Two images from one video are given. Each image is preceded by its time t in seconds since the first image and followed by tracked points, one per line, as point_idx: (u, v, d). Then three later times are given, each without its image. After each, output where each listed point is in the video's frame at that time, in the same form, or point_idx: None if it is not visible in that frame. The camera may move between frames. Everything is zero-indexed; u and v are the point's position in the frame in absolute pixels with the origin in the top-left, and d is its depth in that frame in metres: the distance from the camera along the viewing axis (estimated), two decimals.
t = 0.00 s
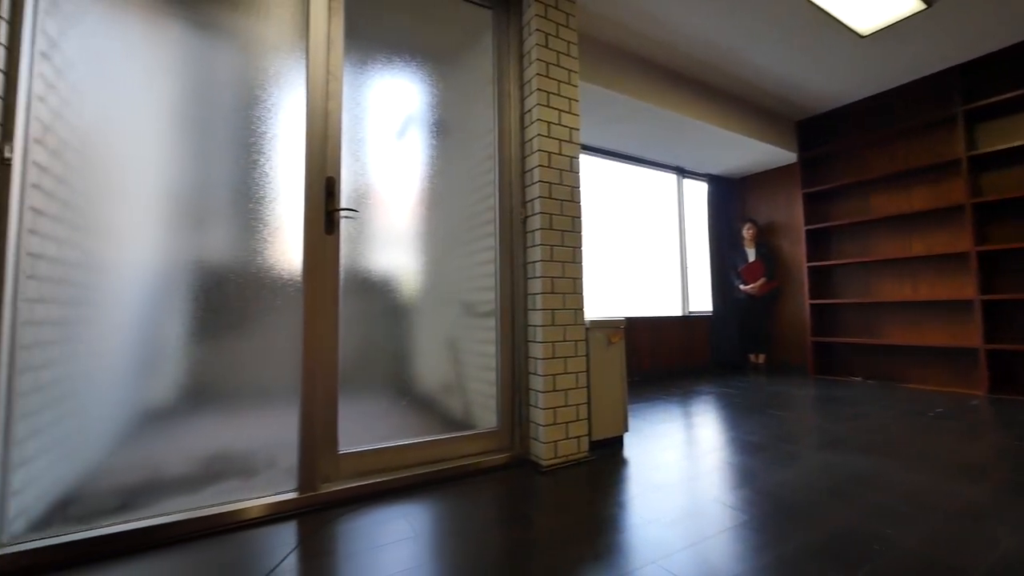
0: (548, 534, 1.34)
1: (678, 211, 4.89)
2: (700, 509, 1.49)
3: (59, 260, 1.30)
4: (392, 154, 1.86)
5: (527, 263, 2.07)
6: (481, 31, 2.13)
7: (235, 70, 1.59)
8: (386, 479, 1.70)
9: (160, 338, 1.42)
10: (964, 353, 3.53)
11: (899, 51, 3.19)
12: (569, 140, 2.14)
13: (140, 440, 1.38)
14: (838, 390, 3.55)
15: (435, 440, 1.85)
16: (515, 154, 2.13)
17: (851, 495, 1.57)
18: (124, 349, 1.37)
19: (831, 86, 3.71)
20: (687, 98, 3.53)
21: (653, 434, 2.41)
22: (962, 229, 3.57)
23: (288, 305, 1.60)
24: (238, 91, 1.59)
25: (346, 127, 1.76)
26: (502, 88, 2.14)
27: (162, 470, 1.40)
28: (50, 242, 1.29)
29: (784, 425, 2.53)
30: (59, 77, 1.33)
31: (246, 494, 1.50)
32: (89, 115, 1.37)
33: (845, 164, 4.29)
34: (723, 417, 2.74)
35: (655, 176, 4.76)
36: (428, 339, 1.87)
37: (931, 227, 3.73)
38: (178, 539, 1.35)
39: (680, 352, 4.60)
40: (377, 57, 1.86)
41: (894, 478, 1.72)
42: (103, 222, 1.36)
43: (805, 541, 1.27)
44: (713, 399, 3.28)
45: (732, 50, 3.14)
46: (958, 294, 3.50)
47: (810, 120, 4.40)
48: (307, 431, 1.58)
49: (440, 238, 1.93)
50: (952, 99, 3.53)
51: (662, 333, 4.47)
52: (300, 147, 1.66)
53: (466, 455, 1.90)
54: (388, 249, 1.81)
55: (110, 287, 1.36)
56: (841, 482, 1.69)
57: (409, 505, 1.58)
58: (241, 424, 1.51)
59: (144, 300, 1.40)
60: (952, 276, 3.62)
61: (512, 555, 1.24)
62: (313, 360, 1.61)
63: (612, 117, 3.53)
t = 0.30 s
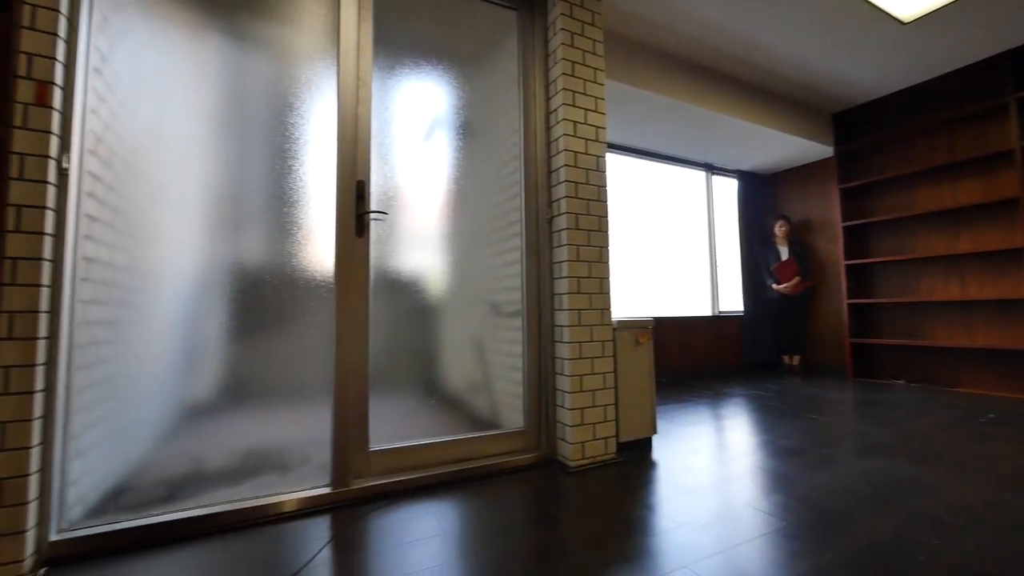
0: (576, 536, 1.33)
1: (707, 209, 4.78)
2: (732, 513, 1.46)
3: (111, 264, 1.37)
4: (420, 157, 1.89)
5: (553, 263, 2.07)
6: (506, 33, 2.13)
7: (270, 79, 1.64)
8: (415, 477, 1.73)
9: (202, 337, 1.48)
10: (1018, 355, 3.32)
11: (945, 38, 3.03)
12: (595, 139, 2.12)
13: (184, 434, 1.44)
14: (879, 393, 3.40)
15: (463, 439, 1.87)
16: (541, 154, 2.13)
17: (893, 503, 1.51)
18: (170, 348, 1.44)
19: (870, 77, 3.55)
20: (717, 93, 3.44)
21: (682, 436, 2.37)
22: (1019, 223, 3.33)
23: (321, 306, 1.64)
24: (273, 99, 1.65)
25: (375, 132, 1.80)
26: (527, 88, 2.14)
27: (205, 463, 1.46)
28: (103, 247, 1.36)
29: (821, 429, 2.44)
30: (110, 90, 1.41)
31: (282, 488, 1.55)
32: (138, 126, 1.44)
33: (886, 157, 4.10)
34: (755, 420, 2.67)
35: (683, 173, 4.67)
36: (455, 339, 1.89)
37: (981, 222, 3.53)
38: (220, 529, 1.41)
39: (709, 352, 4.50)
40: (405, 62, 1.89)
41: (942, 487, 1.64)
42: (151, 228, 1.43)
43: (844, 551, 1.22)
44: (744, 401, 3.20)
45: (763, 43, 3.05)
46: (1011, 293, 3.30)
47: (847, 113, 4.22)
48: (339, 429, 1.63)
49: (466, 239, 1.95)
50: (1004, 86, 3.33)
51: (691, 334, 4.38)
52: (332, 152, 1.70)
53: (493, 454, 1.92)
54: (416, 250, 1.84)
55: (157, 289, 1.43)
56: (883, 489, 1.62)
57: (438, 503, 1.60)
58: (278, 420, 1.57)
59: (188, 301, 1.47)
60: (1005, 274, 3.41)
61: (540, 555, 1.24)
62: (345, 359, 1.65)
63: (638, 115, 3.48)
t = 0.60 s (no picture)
0: (606, 537, 1.32)
1: (741, 205, 4.64)
2: (769, 518, 1.42)
3: (160, 266, 1.45)
4: (448, 158, 1.91)
5: (582, 262, 2.05)
6: (532, 33, 2.13)
7: (304, 86, 1.70)
8: (446, 474, 1.75)
9: (242, 336, 1.54)
10: None
11: (1001, 19, 2.84)
12: (624, 136, 2.09)
13: (226, 429, 1.50)
14: (928, 397, 3.21)
15: (493, 438, 1.88)
16: (569, 153, 2.11)
17: (947, 514, 1.42)
18: (213, 346, 1.50)
19: (918, 63, 3.36)
20: (751, 85, 3.34)
21: (715, 439, 2.31)
22: None
23: (354, 306, 1.68)
24: (307, 105, 1.70)
25: (405, 134, 1.83)
26: (555, 87, 2.13)
27: (245, 457, 1.52)
28: (152, 250, 1.44)
29: (865, 434, 2.33)
30: (158, 101, 1.48)
31: (318, 482, 1.60)
32: (183, 135, 1.51)
33: (935, 148, 3.88)
34: (793, 424, 2.57)
35: (715, 169, 4.55)
36: (484, 338, 1.90)
37: None
38: (260, 521, 1.47)
39: (744, 353, 4.36)
40: (434, 65, 1.92)
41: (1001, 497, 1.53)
42: (195, 232, 1.50)
43: (893, 562, 1.16)
44: (782, 404, 3.09)
45: (800, 32, 2.93)
46: None
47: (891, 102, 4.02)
48: (372, 426, 1.67)
49: (495, 239, 1.96)
50: None
51: (724, 334, 4.26)
52: (363, 155, 1.74)
53: (522, 453, 1.92)
54: (445, 250, 1.86)
55: (200, 290, 1.50)
56: (935, 498, 1.54)
57: (468, 501, 1.62)
58: (314, 417, 1.61)
59: (229, 302, 1.53)
60: None
61: (571, 555, 1.23)
62: (378, 359, 1.69)
63: (668, 110, 3.41)
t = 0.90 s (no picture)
0: (636, 541, 1.30)
1: (777, 201, 4.47)
2: (809, 527, 1.36)
3: (203, 269, 1.52)
4: (475, 159, 1.92)
5: (610, 261, 2.03)
6: (559, 31, 2.12)
7: (336, 92, 1.74)
8: (475, 473, 1.76)
9: (279, 336, 1.60)
10: None
11: None
12: (653, 133, 2.05)
13: (264, 425, 1.56)
14: (985, 402, 3.01)
15: (521, 438, 1.88)
16: (597, 151, 2.09)
17: (1006, 528, 1.33)
18: (252, 345, 1.57)
19: (971, 46, 3.15)
20: (787, 76, 3.21)
21: (751, 443, 2.24)
22: None
23: (384, 306, 1.72)
24: (339, 111, 1.74)
25: (432, 136, 1.85)
26: (582, 85, 2.11)
27: (282, 452, 1.58)
28: (196, 253, 1.51)
29: (914, 441, 2.21)
30: (200, 111, 1.56)
31: (351, 478, 1.64)
32: (223, 142, 1.58)
33: (990, 136, 3.63)
34: (834, 429, 2.46)
35: (749, 164, 4.41)
36: (512, 338, 1.91)
37: None
38: (296, 514, 1.52)
39: (781, 355, 4.20)
40: (461, 67, 1.93)
41: None
42: (235, 235, 1.57)
43: None
44: (822, 408, 2.96)
45: (840, 19, 2.80)
46: None
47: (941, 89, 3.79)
48: (403, 424, 1.69)
49: (522, 239, 1.96)
50: None
51: (759, 335, 4.12)
52: (393, 158, 1.78)
53: (551, 454, 1.91)
54: (472, 251, 1.87)
55: (240, 291, 1.56)
56: (992, 510, 1.44)
57: (497, 500, 1.62)
58: (347, 414, 1.66)
59: (267, 302, 1.59)
60: None
61: (600, 557, 1.22)
62: (408, 358, 1.72)
63: (699, 105, 3.33)
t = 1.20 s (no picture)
0: (667, 545, 1.27)
1: (813, 196, 4.31)
2: (850, 535, 1.31)
3: (242, 270, 1.58)
4: (502, 159, 1.93)
5: (639, 260, 2.00)
6: (585, 28, 2.10)
7: (366, 96, 1.78)
8: (503, 472, 1.77)
9: (313, 334, 1.65)
10: None
11: None
12: (683, 129, 2.01)
13: (300, 420, 1.62)
14: None
15: (548, 437, 1.88)
16: (625, 149, 2.06)
17: None
18: (288, 344, 1.62)
19: None
20: (825, 66, 3.08)
21: (787, 447, 2.18)
22: None
23: (414, 305, 1.75)
24: (369, 114, 1.78)
25: (459, 136, 1.87)
26: (609, 82, 2.09)
27: (317, 447, 1.63)
28: (236, 255, 1.57)
29: (963, 448, 2.09)
30: (239, 119, 1.62)
31: (382, 474, 1.68)
32: (260, 148, 1.64)
33: None
34: (876, 433, 2.36)
35: (783, 158, 4.27)
36: (539, 338, 1.91)
37: None
38: (331, 508, 1.56)
39: (818, 356, 4.05)
40: (487, 67, 1.95)
41: None
42: (272, 237, 1.62)
43: None
44: (863, 412, 2.84)
45: (882, 5, 2.67)
46: None
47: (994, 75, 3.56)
48: (432, 422, 1.72)
49: (549, 238, 1.96)
50: None
51: (795, 335, 3.98)
52: (421, 160, 1.81)
53: (579, 454, 1.90)
54: (499, 251, 1.88)
55: (277, 291, 1.62)
56: None
57: (525, 499, 1.63)
58: (377, 412, 1.69)
59: (301, 302, 1.64)
60: None
61: (629, 559, 1.21)
62: (437, 357, 1.74)
63: (730, 98, 3.24)
